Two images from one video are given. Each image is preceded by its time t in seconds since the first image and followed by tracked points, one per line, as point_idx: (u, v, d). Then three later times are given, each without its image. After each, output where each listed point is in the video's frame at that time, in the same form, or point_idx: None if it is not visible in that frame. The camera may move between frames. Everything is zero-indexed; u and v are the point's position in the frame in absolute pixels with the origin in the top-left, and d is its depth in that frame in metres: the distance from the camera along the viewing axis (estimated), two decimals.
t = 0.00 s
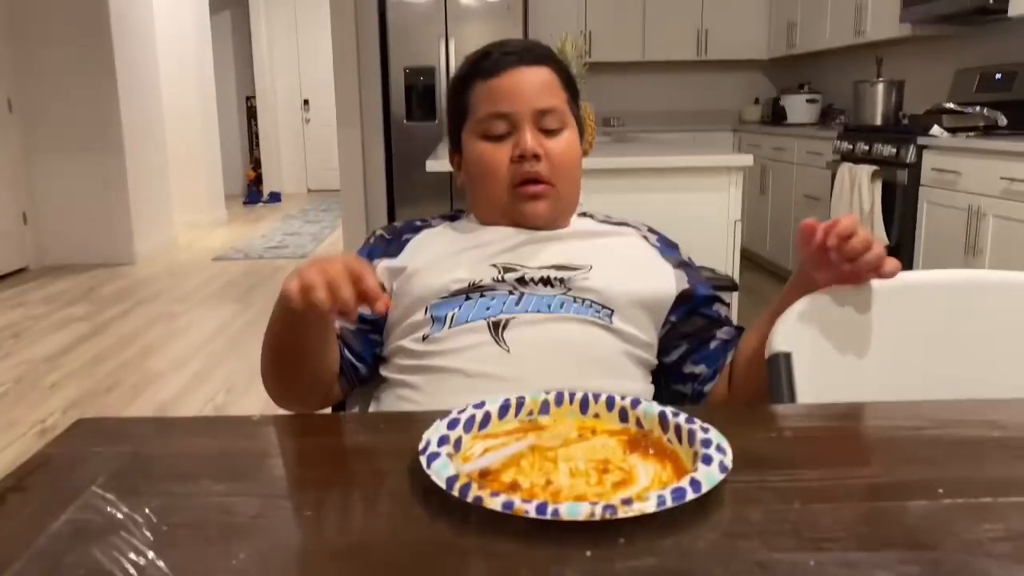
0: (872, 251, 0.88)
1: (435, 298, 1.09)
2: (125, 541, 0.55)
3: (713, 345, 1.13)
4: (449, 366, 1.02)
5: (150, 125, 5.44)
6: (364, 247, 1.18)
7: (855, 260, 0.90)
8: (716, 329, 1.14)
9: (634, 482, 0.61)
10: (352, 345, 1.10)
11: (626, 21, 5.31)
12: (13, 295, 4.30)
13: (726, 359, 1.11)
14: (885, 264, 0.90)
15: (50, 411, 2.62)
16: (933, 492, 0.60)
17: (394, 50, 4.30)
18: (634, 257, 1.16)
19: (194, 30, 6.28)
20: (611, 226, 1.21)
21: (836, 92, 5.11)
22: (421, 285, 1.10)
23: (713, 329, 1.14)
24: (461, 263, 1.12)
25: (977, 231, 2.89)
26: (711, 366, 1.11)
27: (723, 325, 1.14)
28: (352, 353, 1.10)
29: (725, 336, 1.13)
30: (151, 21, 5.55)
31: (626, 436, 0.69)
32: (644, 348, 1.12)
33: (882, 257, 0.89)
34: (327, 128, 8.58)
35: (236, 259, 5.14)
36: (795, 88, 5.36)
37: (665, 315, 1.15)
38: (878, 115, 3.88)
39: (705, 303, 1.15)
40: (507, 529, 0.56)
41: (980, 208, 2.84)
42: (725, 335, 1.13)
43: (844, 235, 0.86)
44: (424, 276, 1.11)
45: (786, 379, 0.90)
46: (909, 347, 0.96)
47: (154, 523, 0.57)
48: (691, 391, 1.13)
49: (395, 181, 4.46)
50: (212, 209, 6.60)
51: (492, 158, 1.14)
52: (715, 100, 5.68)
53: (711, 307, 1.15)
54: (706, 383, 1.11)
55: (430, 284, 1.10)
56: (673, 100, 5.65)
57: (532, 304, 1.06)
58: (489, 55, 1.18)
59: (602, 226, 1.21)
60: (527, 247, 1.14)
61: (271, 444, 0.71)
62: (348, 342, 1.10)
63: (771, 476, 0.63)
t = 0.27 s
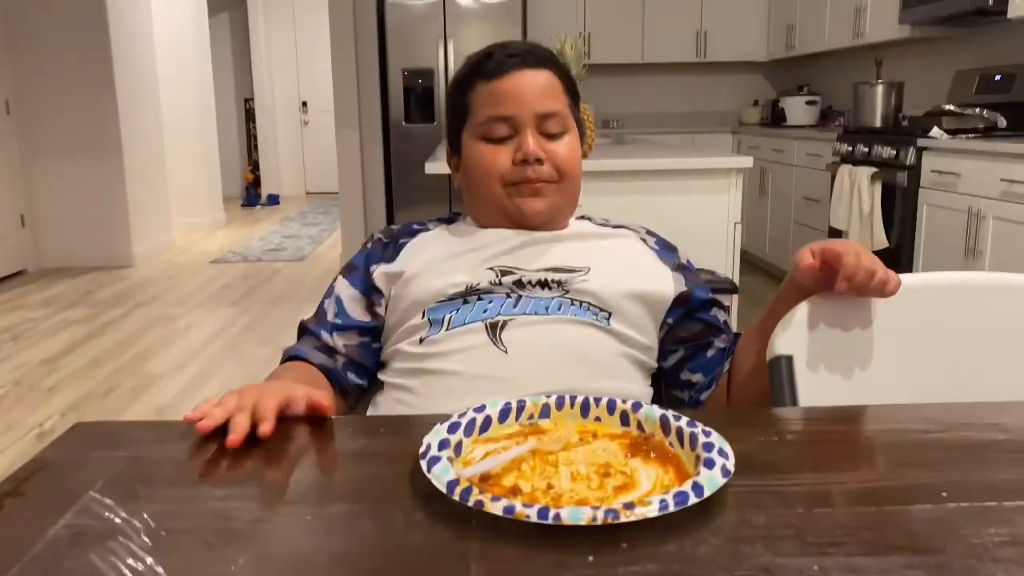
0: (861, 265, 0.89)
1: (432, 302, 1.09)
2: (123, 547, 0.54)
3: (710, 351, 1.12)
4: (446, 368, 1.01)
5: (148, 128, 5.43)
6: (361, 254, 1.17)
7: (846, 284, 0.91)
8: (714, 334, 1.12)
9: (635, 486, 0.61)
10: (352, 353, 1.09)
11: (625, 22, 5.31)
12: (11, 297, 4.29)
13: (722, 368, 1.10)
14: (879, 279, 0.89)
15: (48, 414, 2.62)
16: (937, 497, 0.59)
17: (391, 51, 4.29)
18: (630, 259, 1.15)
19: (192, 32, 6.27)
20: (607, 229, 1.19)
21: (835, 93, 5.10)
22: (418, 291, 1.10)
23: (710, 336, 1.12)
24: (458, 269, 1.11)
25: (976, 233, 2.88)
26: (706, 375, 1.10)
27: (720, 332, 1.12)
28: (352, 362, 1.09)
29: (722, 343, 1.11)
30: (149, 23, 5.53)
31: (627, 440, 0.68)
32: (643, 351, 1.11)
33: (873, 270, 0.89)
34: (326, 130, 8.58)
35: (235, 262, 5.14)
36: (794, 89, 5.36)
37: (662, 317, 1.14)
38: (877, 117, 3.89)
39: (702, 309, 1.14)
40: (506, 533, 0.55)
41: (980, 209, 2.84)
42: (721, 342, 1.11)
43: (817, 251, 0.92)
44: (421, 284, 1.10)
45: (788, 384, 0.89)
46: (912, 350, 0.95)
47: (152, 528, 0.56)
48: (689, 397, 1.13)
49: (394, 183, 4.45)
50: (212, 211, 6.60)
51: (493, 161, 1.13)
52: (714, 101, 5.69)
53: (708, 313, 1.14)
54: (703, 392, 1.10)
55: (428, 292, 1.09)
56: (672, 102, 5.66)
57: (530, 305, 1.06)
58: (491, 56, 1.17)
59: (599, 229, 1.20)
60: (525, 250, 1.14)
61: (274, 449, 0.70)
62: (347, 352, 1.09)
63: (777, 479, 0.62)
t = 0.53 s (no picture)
0: (863, 267, 0.89)
1: (432, 300, 1.08)
2: (123, 546, 0.54)
3: (710, 352, 1.12)
4: (446, 366, 1.02)
5: (148, 127, 5.43)
6: (360, 251, 1.17)
7: (847, 284, 0.91)
8: (714, 334, 1.12)
9: (635, 484, 0.61)
10: (351, 350, 1.09)
11: (624, 21, 5.31)
12: (10, 296, 4.29)
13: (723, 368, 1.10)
14: (879, 279, 0.90)
15: (48, 413, 2.62)
16: (937, 496, 0.59)
17: (391, 50, 4.29)
18: (629, 257, 1.14)
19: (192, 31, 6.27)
20: (606, 228, 1.19)
21: (835, 92, 5.10)
22: (418, 289, 1.10)
23: (711, 336, 1.13)
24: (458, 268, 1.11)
25: (976, 232, 2.88)
26: (707, 376, 1.11)
27: (722, 332, 1.13)
28: (351, 360, 1.09)
29: (723, 343, 1.11)
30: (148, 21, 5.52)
31: (626, 438, 0.68)
32: (642, 350, 1.11)
33: (874, 270, 0.90)
34: (325, 128, 8.58)
35: (234, 261, 5.13)
36: (793, 88, 5.36)
37: (662, 316, 1.14)
38: (876, 116, 3.89)
39: (702, 309, 1.14)
40: (505, 531, 0.55)
41: (979, 208, 2.84)
42: (723, 342, 1.11)
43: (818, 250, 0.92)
44: (422, 282, 1.10)
45: (788, 382, 0.90)
46: (912, 349, 0.95)
47: (151, 526, 0.56)
48: (688, 396, 1.13)
49: (394, 182, 4.44)
50: (211, 210, 6.60)
51: (493, 164, 1.13)
52: (713, 101, 5.69)
53: (709, 313, 1.14)
54: (703, 392, 1.10)
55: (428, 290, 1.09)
56: (672, 101, 5.66)
57: (530, 304, 1.05)
58: (493, 58, 1.17)
59: (598, 228, 1.20)
60: (524, 249, 1.14)
61: (273, 447, 0.70)
62: (346, 349, 1.09)
63: (776, 477, 0.62)
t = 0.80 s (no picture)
0: (864, 268, 0.90)
1: (434, 301, 1.08)
2: (122, 546, 0.54)
3: (711, 353, 1.12)
4: (446, 367, 1.02)
5: (147, 127, 5.43)
6: (361, 253, 1.16)
7: (848, 284, 0.91)
8: (715, 335, 1.12)
9: (634, 484, 0.61)
10: (354, 355, 1.09)
11: (624, 21, 5.31)
12: (9, 296, 4.28)
13: (724, 369, 1.10)
14: (880, 277, 0.90)
15: (47, 413, 2.62)
16: (936, 495, 0.59)
17: (390, 50, 4.29)
18: (629, 259, 1.14)
19: (192, 32, 6.26)
20: (606, 230, 1.19)
21: (834, 92, 5.10)
22: (420, 290, 1.10)
23: (711, 337, 1.13)
24: (459, 269, 1.11)
25: (976, 232, 2.88)
26: (708, 377, 1.11)
27: (722, 333, 1.13)
28: (354, 364, 1.09)
29: (724, 344, 1.12)
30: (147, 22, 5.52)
31: (626, 438, 0.68)
32: (642, 351, 1.11)
33: (873, 269, 0.90)
34: (325, 128, 8.58)
35: (234, 261, 5.13)
36: (793, 89, 5.36)
37: (662, 318, 1.14)
38: (875, 116, 3.89)
39: (702, 310, 1.14)
40: (505, 531, 0.55)
41: (979, 209, 2.84)
42: (723, 343, 1.12)
43: (817, 251, 0.93)
44: (423, 285, 1.10)
45: (788, 383, 0.89)
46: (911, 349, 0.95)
47: (150, 526, 0.56)
48: (689, 398, 1.13)
49: (393, 182, 4.44)
50: (211, 210, 6.60)
51: (497, 162, 1.13)
52: (713, 101, 5.69)
53: (709, 314, 1.14)
54: (703, 393, 1.11)
55: (429, 292, 1.09)
56: (671, 101, 5.67)
57: (530, 306, 1.05)
58: (501, 58, 1.17)
59: (599, 230, 1.20)
60: (524, 251, 1.14)
61: (276, 448, 0.70)
62: (350, 353, 1.09)
63: (775, 477, 0.62)
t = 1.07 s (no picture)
0: (864, 268, 0.90)
1: (434, 302, 1.08)
2: (122, 545, 0.54)
3: (710, 354, 1.12)
4: (446, 368, 1.01)
5: (147, 127, 5.43)
6: (361, 254, 1.16)
7: (850, 285, 0.91)
8: (714, 336, 1.13)
9: (634, 484, 0.61)
10: (354, 355, 1.09)
11: (624, 20, 5.31)
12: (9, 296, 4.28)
13: (724, 370, 1.10)
14: (880, 277, 0.91)
15: (46, 413, 2.61)
16: (936, 495, 0.59)
17: (389, 50, 4.29)
18: (628, 260, 1.14)
19: (191, 32, 6.26)
20: (606, 230, 1.19)
21: (834, 92, 5.11)
22: (420, 292, 1.09)
23: (710, 338, 1.13)
24: (458, 270, 1.11)
25: (975, 232, 2.88)
26: (706, 378, 1.11)
27: (721, 334, 1.13)
28: (354, 365, 1.09)
29: (724, 344, 1.12)
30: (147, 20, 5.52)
31: (625, 438, 0.68)
32: (642, 352, 1.11)
33: (874, 268, 0.91)
34: (324, 128, 8.58)
35: (233, 261, 5.13)
36: (792, 89, 5.37)
37: (662, 318, 1.13)
38: (874, 117, 3.90)
39: (702, 311, 1.14)
40: (505, 531, 0.55)
41: (978, 209, 2.84)
42: (722, 344, 1.11)
43: (816, 252, 0.93)
44: (423, 286, 1.10)
45: (787, 382, 0.89)
46: (910, 348, 0.95)
47: (150, 526, 0.56)
48: (688, 398, 1.13)
49: (393, 181, 4.44)
50: (211, 210, 6.60)
51: (497, 161, 1.13)
52: (712, 101, 5.70)
53: (709, 314, 1.14)
54: (702, 394, 1.11)
55: (429, 293, 1.09)
56: (671, 100, 5.67)
57: (529, 307, 1.05)
58: (500, 57, 1.17)
59: (600, 231, 1.20)
60: (524, 252, 1.14)
61: (277, 447, 0.70)
62: (349, 353, 1.09)
63: (775, 476, 0.62)
